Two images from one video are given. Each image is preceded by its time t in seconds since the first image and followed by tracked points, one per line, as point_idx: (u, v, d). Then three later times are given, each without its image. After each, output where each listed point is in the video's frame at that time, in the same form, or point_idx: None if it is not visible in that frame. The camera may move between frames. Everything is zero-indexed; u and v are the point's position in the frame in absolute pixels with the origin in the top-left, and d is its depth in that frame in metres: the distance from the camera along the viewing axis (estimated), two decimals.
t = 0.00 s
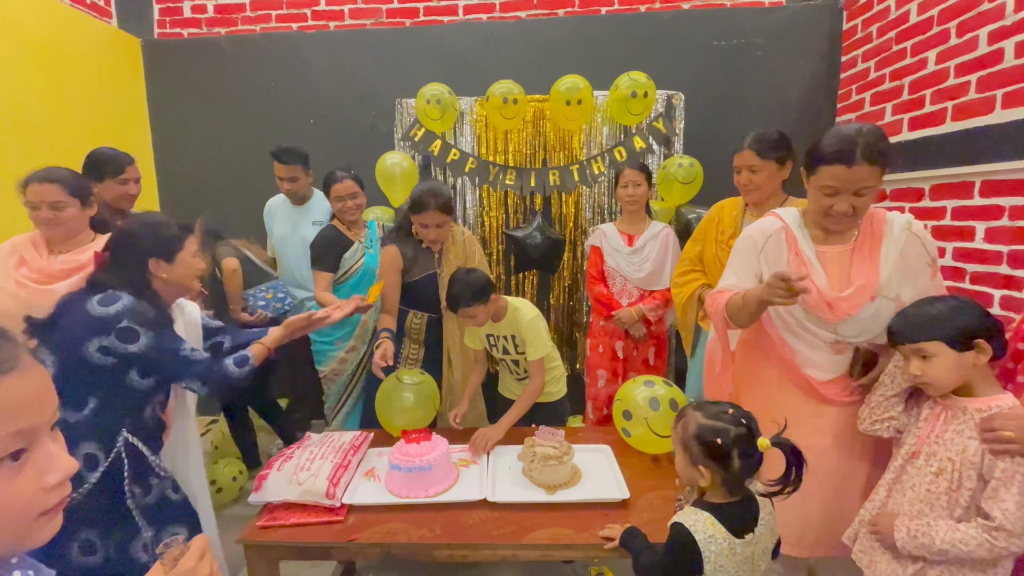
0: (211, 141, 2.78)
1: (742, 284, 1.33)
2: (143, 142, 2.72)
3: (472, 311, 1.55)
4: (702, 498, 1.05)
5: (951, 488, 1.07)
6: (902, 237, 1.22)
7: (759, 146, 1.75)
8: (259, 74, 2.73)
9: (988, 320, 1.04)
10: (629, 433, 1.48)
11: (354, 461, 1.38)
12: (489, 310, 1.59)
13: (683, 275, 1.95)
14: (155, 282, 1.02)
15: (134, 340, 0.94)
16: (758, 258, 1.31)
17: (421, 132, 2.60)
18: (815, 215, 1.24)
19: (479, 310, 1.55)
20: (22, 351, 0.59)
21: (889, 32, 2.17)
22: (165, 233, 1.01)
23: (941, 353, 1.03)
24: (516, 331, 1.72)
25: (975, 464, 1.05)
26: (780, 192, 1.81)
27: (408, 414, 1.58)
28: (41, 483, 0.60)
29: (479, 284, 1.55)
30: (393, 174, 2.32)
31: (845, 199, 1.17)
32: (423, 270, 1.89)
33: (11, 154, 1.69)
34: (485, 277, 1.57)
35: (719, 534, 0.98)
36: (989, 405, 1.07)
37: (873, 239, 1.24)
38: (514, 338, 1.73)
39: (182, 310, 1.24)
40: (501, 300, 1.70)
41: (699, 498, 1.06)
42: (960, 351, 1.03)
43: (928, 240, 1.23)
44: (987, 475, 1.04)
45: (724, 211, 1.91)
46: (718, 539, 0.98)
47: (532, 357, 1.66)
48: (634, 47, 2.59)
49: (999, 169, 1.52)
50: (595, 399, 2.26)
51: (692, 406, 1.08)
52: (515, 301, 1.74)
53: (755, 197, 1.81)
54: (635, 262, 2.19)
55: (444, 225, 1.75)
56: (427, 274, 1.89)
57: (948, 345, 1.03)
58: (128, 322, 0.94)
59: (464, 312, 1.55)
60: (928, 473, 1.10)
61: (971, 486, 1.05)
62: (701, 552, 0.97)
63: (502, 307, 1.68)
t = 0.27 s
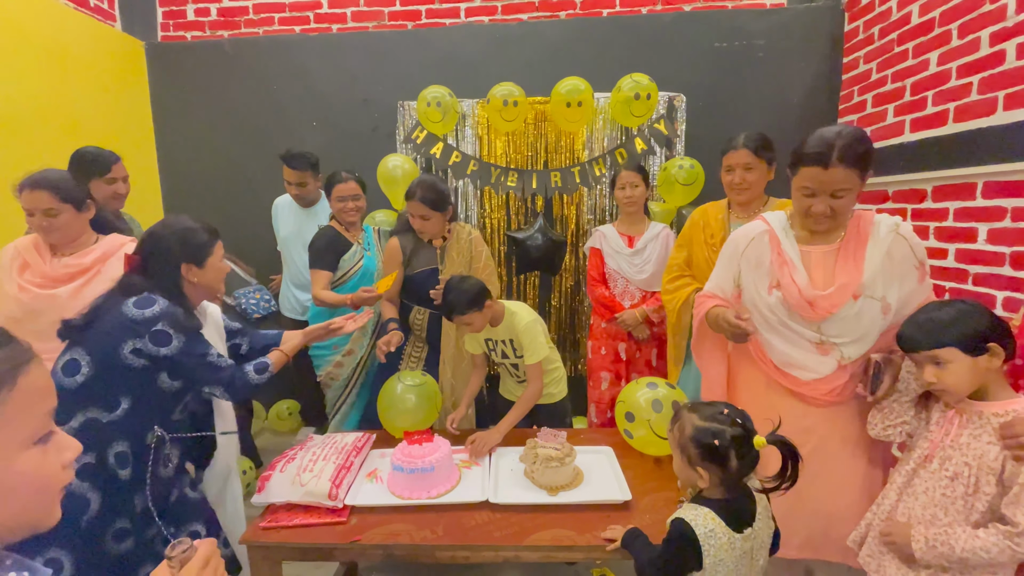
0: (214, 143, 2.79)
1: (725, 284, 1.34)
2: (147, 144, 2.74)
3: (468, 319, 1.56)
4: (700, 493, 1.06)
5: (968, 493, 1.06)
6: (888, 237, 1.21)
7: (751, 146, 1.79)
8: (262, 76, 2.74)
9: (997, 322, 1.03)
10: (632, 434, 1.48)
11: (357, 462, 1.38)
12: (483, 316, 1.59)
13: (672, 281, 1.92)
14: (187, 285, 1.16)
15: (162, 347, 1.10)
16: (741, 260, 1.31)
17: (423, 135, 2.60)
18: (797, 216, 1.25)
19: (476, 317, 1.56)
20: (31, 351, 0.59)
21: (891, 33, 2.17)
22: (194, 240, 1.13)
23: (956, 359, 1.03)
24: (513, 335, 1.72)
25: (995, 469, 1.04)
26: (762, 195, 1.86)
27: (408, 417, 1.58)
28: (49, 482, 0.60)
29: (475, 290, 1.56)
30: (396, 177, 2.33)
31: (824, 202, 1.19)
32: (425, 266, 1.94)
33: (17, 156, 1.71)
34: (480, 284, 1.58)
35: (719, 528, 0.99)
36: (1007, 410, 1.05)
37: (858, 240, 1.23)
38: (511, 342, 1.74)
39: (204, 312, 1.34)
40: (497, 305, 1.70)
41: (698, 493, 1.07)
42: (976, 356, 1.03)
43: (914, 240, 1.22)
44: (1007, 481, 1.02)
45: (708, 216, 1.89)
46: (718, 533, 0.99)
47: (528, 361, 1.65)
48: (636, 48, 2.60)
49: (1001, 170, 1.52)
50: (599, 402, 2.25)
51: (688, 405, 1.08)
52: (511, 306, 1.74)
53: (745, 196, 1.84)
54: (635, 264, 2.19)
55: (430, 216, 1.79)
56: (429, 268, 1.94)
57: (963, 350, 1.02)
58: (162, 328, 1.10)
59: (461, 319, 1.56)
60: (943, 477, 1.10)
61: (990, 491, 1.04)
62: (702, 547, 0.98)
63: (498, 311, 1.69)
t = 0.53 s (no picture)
0: (216, 145, 2.80)
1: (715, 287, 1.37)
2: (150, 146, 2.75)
3: (466, 326, 1.56)
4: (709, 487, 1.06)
5: (987, 498, 1.04)
6: (874, 234, 1.19)
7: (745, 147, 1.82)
8: (264, 79, 2.75)
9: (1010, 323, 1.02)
10: (635, 436, 1.48)
11: (360, 463, 1.38)
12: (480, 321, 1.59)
13: (670, 287, 1.92)
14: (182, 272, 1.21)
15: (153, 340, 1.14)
16: (730, 262, 1.34)
17: (424, 137, 2.62)
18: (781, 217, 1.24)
19: (473, 322, 1.56)
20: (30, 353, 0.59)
21: (893, 34, 2.17)
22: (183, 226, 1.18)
23: (975, 363, 1.02)
24: (512, 338, 1.72)
25: (1015, 473, 1.02)
26: (750, 198, 1.89)
27: (412, 418, 1.58)
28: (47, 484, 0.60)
29: (469, 297, 1.55)
30: (397, 179, 2.33)
31: (802, 199, 1.17)
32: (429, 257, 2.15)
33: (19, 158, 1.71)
34: (474, 290, 1.57)
35: (731, 521, 1.00)
36: None
37: (844, 239, 1.22)
38: (510, 345, 1.74)
39: (205, 299, 1.29)
40: (494, 309, 1.70)
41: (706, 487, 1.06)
42: (995, 358, 1.02)
43: (903, 239, 1.20)
44: None
45: (700, 219, 1.91)
46: (730, 525, 0.99)
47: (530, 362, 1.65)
48: (637, 49, 2.60)
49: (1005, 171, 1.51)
50: (597, 405, 2.25)
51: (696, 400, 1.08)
52: (508, 310, 1.73)
53: (737, 197, 1.87)
54: (630, 265, 2.19)
55: (436, 208, 1.98)
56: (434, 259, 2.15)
57: (981, 353, 1.01)
58: (150, 320, 1.14)
59: (457, 326, 1.56)
60: (961, 482, 1.08)
61: (1012, 496, 1.01)
62: (715, 539, 0.99)
63: (497, 315, 1.68)
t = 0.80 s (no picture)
0: (218, 147, 2.80)
1: (715, 300, 1.40)
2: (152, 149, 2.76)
3: (467, 330, 1.57)
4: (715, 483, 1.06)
5: (1002, 502, 1.02)
6: (860, 245, 1.17)
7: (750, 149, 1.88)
8: (266, 81, 2.76)
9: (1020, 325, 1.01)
10: (635, 438, 1.48)
11: (361, 466, 1.39)
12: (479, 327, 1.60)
13: (678, 289, 1.94)
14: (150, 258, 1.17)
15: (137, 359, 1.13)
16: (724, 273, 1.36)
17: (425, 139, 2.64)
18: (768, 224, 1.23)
19: (470, 328, 1.57)
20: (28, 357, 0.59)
21: (894, 35, 2.17)
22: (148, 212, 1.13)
23: (993, 363, 1.01)
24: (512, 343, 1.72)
25: None
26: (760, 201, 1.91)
27: (414, 420, 1.58)
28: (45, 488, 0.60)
29: (464, 303, 1.55)
30: (399, 180, 2.34)
31: (779, 203, 1.16)
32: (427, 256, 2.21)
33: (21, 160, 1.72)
34: (469, 296, 1.57)
35: (738, 514, 1.00)
36: None
37: (831, 250, 1.20)
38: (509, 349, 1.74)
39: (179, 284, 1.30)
40: (491, 312, 1.70)
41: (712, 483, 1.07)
42: (1011, 359, 1.00)
43: (893, 249, 1.16)
44: None
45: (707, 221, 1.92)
46: (737, 518, 1.00)
47: (528, 365, 1.65)
48: (638, 50, 2.60)
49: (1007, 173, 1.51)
50: (588, 405, 2.25)
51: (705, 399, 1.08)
52: (506, 314, 1.73)
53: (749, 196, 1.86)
54: (617, 265, 2.19)
55: (433, 206, 2.04)
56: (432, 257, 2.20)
57: (996, 353, 1.00)
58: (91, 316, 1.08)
59: (453, 333, 1.56)
60: (976, 486, 1.05)
61: None
62: (721, 532, 0.99)
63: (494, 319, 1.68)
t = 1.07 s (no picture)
0: (220, 149, 2.81)
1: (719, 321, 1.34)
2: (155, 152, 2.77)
3: (467, 334, 1.57)
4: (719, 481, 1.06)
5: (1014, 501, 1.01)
6: (840, 264, 1.06)
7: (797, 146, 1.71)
8: (268, 84, 2.76)
9: None
10: (639, 440, 1.48)
11: (362, 468, 1.39)
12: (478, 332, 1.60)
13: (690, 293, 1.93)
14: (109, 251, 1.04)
15: (113, 365, 1.07)
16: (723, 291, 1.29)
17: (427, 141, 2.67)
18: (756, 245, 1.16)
19: (470, 333, 1.57)
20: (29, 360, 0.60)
21: (895, 36, 2.16)
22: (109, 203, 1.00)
23: (1016, 349, 1.00)
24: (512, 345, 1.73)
25: None
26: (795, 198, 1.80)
27: (417, 420, 1.59)
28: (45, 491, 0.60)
29: (464, 306, 1.56)
30: (400, 182, 2.34)
31: (748, 222, 1.07)
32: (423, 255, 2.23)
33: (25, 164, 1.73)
34: (469, 300, 1.57)
35: (743, 514, 1.00)
36: None
37: (814, 270, 1.10)
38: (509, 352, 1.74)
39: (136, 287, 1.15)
40: (491, 315, 1.70)
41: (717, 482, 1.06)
42: None
43: (870, 267, 1.03)
44: None
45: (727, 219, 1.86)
46: (742, 518, 0.99)
47: (529, 367, 1.65)
48: (639, 52, 2.60)
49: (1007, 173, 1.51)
50: (582, 406, 2.26)
51: (709, 396, 1.08)
52: (507, 316, 1.74)
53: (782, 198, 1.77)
54: (610, 266, 2.20)
55: (428, 205, 2.04)
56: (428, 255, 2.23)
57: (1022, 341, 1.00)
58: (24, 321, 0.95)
59: (454, 337, 1.57)
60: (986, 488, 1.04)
61: None
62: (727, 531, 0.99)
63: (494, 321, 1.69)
